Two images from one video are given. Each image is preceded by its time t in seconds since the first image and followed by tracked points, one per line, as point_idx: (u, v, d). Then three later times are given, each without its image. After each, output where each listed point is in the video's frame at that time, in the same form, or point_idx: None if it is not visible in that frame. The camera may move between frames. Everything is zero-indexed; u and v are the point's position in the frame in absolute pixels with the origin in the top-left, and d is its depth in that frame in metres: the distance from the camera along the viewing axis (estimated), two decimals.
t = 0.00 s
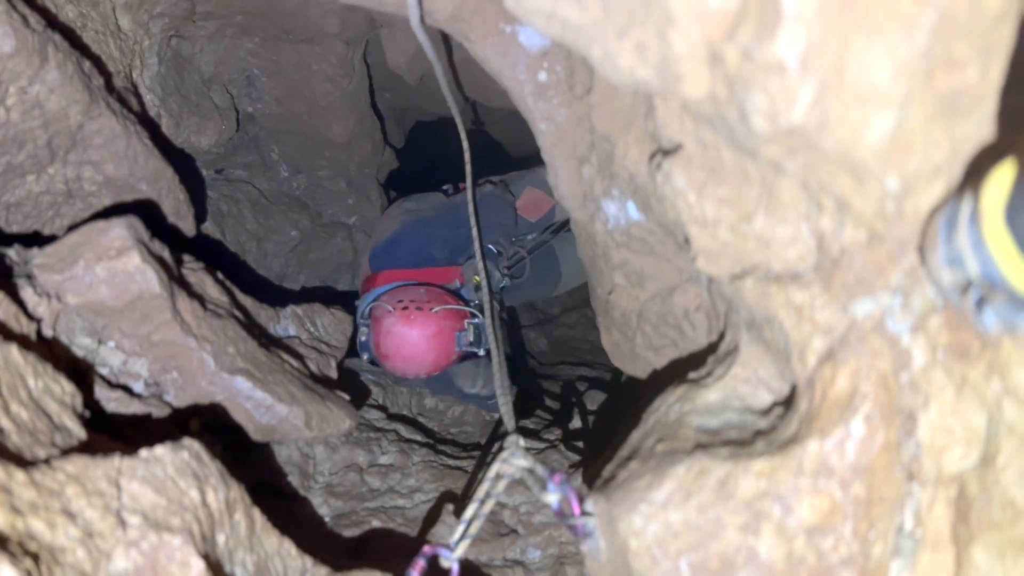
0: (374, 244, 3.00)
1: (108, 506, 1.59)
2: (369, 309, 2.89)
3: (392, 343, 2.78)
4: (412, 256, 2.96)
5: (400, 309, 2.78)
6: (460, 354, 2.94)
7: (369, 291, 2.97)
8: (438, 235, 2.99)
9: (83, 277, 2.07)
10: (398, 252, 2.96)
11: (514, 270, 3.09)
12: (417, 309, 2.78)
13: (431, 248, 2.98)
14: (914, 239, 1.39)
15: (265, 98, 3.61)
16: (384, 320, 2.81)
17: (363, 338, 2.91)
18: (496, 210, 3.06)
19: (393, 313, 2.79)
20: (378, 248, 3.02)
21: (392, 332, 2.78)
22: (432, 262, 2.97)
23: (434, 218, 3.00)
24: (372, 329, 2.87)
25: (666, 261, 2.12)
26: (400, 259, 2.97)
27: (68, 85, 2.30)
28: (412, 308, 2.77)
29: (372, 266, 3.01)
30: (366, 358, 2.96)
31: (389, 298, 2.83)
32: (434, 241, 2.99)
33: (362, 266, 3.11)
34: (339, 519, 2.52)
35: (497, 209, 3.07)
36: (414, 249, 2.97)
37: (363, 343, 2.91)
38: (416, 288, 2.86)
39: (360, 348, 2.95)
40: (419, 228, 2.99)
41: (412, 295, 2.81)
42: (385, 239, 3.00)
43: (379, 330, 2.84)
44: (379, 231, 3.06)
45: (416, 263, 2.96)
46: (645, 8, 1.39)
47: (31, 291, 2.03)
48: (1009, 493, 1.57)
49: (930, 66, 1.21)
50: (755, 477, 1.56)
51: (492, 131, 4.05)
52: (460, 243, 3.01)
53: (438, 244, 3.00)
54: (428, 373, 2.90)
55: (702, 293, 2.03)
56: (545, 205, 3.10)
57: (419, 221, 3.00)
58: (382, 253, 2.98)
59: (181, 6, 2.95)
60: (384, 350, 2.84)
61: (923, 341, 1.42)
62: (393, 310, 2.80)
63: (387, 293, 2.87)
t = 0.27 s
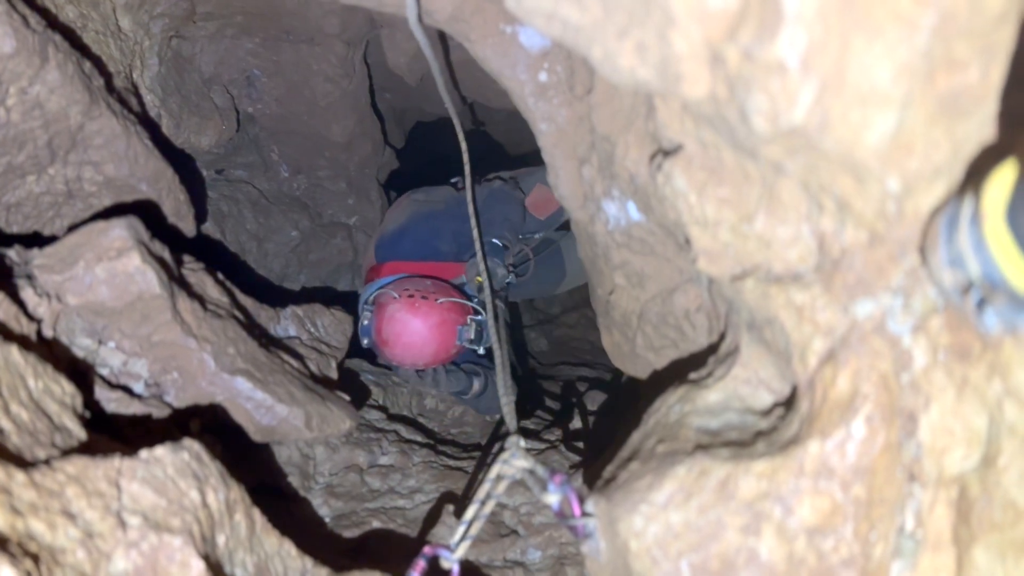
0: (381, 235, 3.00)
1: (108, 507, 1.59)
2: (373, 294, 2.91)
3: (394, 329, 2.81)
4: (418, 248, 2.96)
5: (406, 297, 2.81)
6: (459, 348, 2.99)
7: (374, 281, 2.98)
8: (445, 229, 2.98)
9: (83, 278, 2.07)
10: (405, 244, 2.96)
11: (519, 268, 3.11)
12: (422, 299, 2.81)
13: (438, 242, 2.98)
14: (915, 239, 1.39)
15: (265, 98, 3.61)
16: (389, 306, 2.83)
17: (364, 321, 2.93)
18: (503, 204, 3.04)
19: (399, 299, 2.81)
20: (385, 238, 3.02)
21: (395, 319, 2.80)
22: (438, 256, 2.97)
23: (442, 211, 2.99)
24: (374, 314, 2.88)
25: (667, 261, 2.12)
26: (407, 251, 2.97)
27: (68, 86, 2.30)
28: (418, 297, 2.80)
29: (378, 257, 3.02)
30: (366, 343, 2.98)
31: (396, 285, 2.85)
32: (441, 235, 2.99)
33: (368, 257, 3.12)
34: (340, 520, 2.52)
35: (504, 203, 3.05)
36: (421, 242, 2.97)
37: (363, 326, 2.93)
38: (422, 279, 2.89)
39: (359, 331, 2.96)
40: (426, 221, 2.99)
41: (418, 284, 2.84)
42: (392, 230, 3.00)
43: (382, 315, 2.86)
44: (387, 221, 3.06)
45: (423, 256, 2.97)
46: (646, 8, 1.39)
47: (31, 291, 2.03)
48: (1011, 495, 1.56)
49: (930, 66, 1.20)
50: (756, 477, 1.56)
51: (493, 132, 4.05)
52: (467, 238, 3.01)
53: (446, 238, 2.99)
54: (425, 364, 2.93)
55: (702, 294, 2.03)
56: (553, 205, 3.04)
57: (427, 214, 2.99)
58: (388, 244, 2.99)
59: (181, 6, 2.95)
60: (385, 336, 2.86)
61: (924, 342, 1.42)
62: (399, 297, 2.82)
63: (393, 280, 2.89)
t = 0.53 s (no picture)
0: (377, 226, 2.99)
1: (110, 508, 1.59)
2: (370, 283, 2.92)
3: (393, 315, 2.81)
4: (414, 242, 2.95)
5: (405, 283, 2.82)
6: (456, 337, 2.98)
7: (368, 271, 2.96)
8: (441, 225, 2.96)
9: (84, 279, 2.07)
10: (400, 236, 2.95)
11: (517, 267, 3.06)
12: (422, 285, 2.82)
13: (433, 237, 2.96)
14: (918, 241, 1.39)
15: (267, 99, 3.61)
16: (388, 293, 2.84)
17: (362, 310, 2.93)
18: (502, 207, 3.04)
19: (398, 285, 2.82)
20: (381, 231, 3.01)
21: (395, 305, 2.81)
22: (432, 251, 2.95)
23: (439, 207, 2.98)
24: (373, 301, 2.89)
25: (668, 262, 2.11)
26: (402, 244, 2.95)
27: (70, 87, 2.30)
28: (417, 283, 2.81)
29: (373, 249, 3.01)
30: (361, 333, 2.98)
31: (395, 271, 2.86)
32: (436, 231, 2.96)
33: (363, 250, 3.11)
34: (342, 521, 2.52)
35: (506, 205, 3.05)
36: (417, 235, 2.95)
37: (361, 314, 2.93)
38: (420, 267, 2.90)
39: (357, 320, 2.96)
40: (423, 217, 2.97)
41: (417, 271, 2.85)
42: (389, 222, 2.99)
43: (380, 302, 2.87)
44: (385, 215, 3.05)
45: (417, 249, 2.94)
46: (648, 10, 1.39)
47: (33, 292, 2.03)
48: (1016, 498, 1.55)
49: (934, 68, 1.20)
50: (758, 479, 1.55)
51: (495, 133, 4.05)
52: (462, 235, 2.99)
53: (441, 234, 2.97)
54: (424, 351, 2.93)
55: (704, 295, 2.02)
56: (554, 205, 3.10)
57: (425, 209, 2.99)
58: (384, 236, 2.98)
59: (183, 8, 2.95)
60: (384, 322, 2.87)
61: (927, 343, 1.42)
62: (398, 283, 2.84)
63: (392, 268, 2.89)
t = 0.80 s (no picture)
0: (372, 223, 2.95)
1: (111, 510, 1.59)
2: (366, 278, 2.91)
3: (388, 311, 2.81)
4: (409, 242, 2.92)
5: (404, 281, 2.84)
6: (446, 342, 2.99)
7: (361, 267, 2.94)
8: (437, 227, 2.94)
9: (86, 280, 2.07)
10: (395, 236, 2.92)
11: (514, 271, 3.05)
12: (420, 285, 2.84)
13: (429, 239, 2.94)
14: (921, 241, 1.38)
15: (269, 100, 3.60)
16: (385, 289, 2.84)
17: (357, 305, 2.92)
18: (500, 213, 3.00)
19: (397, 283, 2.83)
20: (376, 227, 2.97)
21: (391, 301, 2.82)
22: (426, 252, 2.94)
23: (435, 209, 2.95)
24: (369, 296, 2.89)
25: (671, 263, 2.11)
26: (396, 242, 2.93)
27: (72, 88, 2.30)
28: (416, 282, 2.83)
29: (367, 244, 2.98)
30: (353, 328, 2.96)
31: (394, 268, 2.88)
32: (431, 232, 2.94)
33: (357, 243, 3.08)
34: (344, 522, 2.52)
35: (504, 213, 3.02)
36: (412, 235, 2.93)
37: (355, 309, 2.92)
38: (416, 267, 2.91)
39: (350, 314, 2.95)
40: (418, 217, 2.94)
41: (416, 271, 2.87)
42: (383, 220, 2.94)
43: (377, 297, 2.87)
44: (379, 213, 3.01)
45: (412, 249, 2.93)
46: (651, 10, 1.39)
47: (35, 293, 2.03)
48: (1020, 499, 1.55)
49: (937, 68, 1.20)
50: (761, 481, 1.55)
51: (497, 134, 4.04)
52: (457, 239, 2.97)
53: (436, 235, 2.95)
54: (414, 352, 2.93)
55: (706, 296, 2.02)
56: (551, 204, 3.08)
57: (420, 210, 2.94)
58: (378, 234, 2.94)
59: (185, 9, 2.95)
60: (378, 318, 2.86)
61: (930, 344, 1.41)
62: (396, 280, 2.85)
63: (389, 265, 2.89)
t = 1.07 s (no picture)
0: (371, 226, 2.95)
1: (114, 511, 1.59)
2: (369, 288, 2.84)
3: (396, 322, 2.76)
4: (407, 246, 2.92)
5: (410, 291, 2.78)
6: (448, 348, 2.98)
7: (360, 271, 2.93)
8: (436, 231, 2.94)
9: (90, 280, 2.08)
10: (394, 240, 2.92)
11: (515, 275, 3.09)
12: (426, 294, 2.79)
13: (427, 243, 2.93)
14: (924, 243, 1.38)
15: (271, 102, 3.60)
16: (391, 299, 2.78)
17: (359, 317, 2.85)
18: (499, 218, 3.00)
19: (403, 293, 2.78)
20: (375, 231, 2.98)
21: (398, 312, 2.76)
22: (424, 257, 2.93)
23: (435, 213, 2.95)
24: (373, 308, 2.82)
25: (673, 264, 2.11)
26: (395, 247, 2.93)
27: (75, 90, 2.31)
28: (423, 292, 2.78)
29: (366, 248, 2.98)
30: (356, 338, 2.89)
31: (397, 278, 2.82)
32: (431, 237, 2.94)
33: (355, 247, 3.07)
34: (345, 524, 2.51)
35: (503, 218, 3.01)
36: (411, 239, 2.92)
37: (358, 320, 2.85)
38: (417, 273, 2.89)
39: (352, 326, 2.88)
40: (417, 221, 2.94)
41: (420, 280, 2.82)
42: (383, 224, 2.95)
43: (381, 308, 2.80)
44: (377, 216, 3.01)
45: (411, 255, 2.92)
46: (653, 12, 1.39)
47: (38, 295, 2.03)
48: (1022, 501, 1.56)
49: (940, 69, 1.20)
50: (764, 483, 1.55)
51: (498, 135, 4.04)
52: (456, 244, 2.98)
53: (435, 240, 2.95)
54: (419, 361, 2.89)
55: (709, 298, 2.02)
56: (549, 208, 3.07)
57: (420, 214, 2.94)
58: (378, 238, 2.94)
59: (188, 10, 2.96)
60: (384, 329, 2.80)
61: (933, 346, 1.41)
62: (401, 291, 2.79)
63: (388, 271, 2.88)
